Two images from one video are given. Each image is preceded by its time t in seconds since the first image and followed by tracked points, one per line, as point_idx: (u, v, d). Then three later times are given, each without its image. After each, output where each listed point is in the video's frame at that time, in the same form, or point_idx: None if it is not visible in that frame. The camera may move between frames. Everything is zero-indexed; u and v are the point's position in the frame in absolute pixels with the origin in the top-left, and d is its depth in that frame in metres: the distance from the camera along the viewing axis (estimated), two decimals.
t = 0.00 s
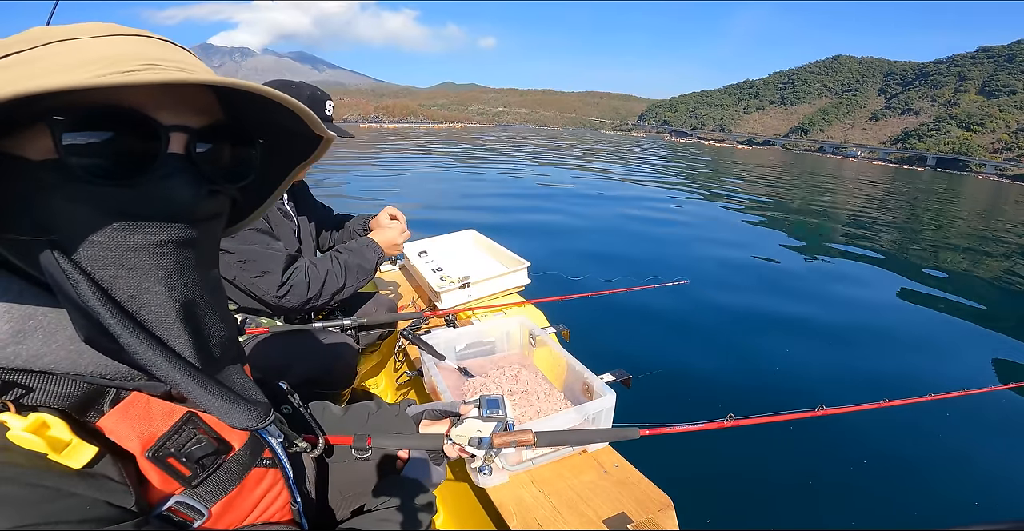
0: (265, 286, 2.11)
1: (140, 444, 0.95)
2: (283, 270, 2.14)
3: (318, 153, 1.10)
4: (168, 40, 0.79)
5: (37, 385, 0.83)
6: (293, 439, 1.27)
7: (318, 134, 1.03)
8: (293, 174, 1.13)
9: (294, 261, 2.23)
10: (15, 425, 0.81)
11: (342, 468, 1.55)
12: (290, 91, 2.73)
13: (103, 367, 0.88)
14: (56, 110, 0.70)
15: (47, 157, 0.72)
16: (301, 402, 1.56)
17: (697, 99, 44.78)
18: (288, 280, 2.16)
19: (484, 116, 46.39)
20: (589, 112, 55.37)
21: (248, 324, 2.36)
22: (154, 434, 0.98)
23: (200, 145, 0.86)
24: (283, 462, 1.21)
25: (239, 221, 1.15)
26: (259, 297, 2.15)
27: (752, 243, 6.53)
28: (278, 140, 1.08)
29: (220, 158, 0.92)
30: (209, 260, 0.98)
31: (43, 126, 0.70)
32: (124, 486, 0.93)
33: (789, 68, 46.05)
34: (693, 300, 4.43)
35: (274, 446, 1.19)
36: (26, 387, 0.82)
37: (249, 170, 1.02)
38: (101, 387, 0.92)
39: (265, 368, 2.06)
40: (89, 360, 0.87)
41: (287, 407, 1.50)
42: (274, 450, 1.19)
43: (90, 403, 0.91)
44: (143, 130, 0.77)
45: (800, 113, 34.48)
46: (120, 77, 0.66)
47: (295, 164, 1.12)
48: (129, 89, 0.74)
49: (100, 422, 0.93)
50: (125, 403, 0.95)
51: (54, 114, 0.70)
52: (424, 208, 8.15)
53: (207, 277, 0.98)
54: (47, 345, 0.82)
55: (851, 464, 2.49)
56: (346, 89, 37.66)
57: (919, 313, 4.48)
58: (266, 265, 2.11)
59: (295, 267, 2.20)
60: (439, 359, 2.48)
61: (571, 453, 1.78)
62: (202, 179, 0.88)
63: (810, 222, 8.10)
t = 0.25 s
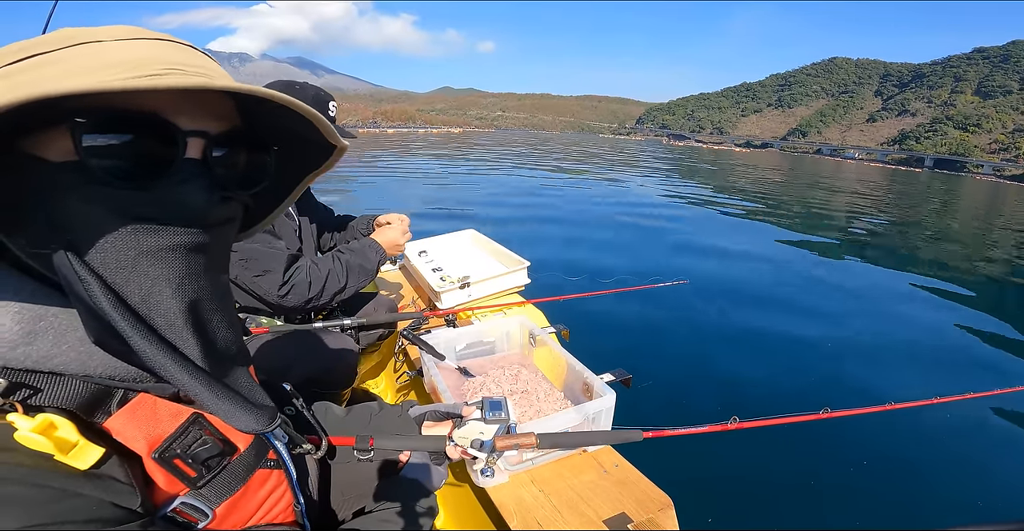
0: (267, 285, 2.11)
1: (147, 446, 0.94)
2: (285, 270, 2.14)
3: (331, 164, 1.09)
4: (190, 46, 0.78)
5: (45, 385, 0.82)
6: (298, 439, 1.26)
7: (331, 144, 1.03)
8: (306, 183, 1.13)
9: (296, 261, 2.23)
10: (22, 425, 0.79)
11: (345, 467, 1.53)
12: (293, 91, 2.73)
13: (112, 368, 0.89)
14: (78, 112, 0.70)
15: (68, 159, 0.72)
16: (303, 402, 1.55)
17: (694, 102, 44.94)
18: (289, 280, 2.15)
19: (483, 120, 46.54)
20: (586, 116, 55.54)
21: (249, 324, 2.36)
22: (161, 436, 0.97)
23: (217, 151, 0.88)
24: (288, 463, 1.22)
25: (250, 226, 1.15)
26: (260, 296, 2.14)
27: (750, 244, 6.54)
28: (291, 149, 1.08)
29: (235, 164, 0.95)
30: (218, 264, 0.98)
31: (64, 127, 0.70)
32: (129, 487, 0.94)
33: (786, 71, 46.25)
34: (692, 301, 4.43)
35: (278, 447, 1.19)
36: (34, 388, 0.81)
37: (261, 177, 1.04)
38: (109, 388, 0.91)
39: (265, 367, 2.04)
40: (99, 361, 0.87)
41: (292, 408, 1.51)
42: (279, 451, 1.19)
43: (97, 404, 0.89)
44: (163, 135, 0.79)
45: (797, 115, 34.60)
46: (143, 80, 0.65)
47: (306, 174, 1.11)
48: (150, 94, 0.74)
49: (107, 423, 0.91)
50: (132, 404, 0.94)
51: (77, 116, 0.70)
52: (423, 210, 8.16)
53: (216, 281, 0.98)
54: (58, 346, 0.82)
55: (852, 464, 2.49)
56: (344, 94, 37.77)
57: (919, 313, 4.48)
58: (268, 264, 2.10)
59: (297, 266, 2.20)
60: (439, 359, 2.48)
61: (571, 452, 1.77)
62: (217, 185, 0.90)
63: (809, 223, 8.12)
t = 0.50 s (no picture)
0: (267, 286, 2.10)
1: (148, 449, 0.94)
2: (285, 270, 2.14)
3: (337, 168, 1.09)
4: (200, 48, 0.78)
5: (44, 390, 0.83)
6: (299, 441, 1.25)
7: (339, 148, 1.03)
8: (313, 188, 1.12)
9: (296, 261, 2.23)
10: (22, 431, 0.81)
11: (345, 469, 1.54)
12: (294, 91, 2.73)
13: (115, 374, 0.88)
14: (84, 116, 0.70)
15: (73, 163, 0.72)
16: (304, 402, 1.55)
17: (691, 103, 45.05)
18: (289, 280, 2.15)
19: (480, 122, 46.61)
20: (584, 117, 55.64)
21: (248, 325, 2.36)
22: (162, 439, 0.96)
23: (224, 154, 0.87)
24: (289, 466, 1.21)
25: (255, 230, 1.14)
26: (260, 297, 2.13)
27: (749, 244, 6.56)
28: (299, 153, 1.07)
29: (243, 168, 0.93)
30: (223, 269, 0.97)
31: (70, 131, 0.70)
32: (130, 492, 0.93)
33: (783, 71, 46.42)
34: (691, 301, 4.45)
35: (279, 450, 1.19)
36: (33, 393, 0.82)
37: (268, 181, 1.02)
38: (109, 393, 0.91)
39: (266, 367, 2.03)
40: (101, 367, 0.86)
41: (292, 410, 1.50)
42: (279, 454, 1.19)
43: (98, 408, 0.90)
44: (168, 138, 0.78)
45: (794, 116, 34.70)
46: (151, 83, 0.66)
47: (313, 178, 1.10)
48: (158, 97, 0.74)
49: (107, 426, 0.92)
50: (133, 407, 0.94)
51: (83, 119, 0.70)
52: (422, 212, 8.16)
53: (220, 287, 0.97)
54: (59, 351, 0.82)
55: (848, 463, 2.50)
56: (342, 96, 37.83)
57: (917, 312, 4.50)
58: (268, 264, 2.10)
59: (297, 266, 2.19)
60: (439, 359, 2.47)
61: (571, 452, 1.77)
62: (222, 190, 0.89)
63: (807, 223, 8.14)
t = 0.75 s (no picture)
0: (265, 288, 2.10)
1: (141, 451, 0.93)
2: (284, 272, 2.13)
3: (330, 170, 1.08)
4: (192, 46, 0.78)
5: (35, 393, 0.83)
6: (295, 443, 1.27)
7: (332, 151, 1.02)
8: (307, 190, 1.12)
9: (294, 263, 2.22)
10: (11, 434, 0.80)
11: (345, 469, 1.53)
12: (291, 92, 2.70)
13: (105, 377, 0.88)
14: (65, 121, 0.69)
15: (53, 168, 0.71)
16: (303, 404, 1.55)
17: (689, 100, 45.01)
18: (288, 283, 2.14)
19: (479, 119, 46.54)
20: (582, 114, 55.57)
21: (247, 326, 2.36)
22: (154, 442, 0.96)
23: (214, 156, 0.86)
24: (285, 467, 1.21)
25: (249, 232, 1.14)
26: (259, 300, 2.13)
27: (748, 242, 6.57)
28: (292, 156, 1.07)
29: (233, 169, 0.92)
30: (214, 274, 0.97)
31: (51, 137, 0.69)
32: (122, 495, 0.93)
33: (782, 67, 46.39)
34: (691, 300, 4.46)
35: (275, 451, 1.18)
36: (24, 396, 0.82)
37: (260, 184, 1.02)
38: (101, 395, 0.91)
39: (266, 368, 2.03)
40: (92, 370, 0.86)
41: (291, 411, 1.50)
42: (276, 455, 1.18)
43: (90, 410, 0.90)
44: (156, 143, 0.77)
45: (793, 112, 34.70)
46: (137, 85, 0.65)
47: (306, 180, 1.10)
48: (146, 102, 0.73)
49: (99, 428, 0.91)
50: (125, 410, 0.93)
51: (64, 125, 0.69)
52: (421, 210, 8.16)
53: (211, 292, 0.97)
54: (48, 355, 0.82)
55: (839, 460, 2.52)
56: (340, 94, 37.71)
57: (915, 310, 4.51)
58: (267, 266, 2.10)
59: (296, 269, 2.19)
60: (439, 359, 2.48)
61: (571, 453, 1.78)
62: (212, 196, 0.88)
63: (806, 220, 8.15)
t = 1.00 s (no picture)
0: (264, 289, 2.09)
1: (144, 447, 0.94)
2: (282, 273, 2.12)
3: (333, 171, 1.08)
4: (194, 46, 0.78)
5: (40, 389, 0.82)
6: (296, 441, 1.26)
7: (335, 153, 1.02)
8: (309, 190, 1.12)
9: (293, 264, 2.21)
10: (19, 429, 0.81)
11: (345, 468, 1.53)
12: (289, 92, 2.70)
13: (111, 372, 0.87)
14: (74, 124, 0.68)
15: (61, 170, 0.70)
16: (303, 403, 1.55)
17: (688, 98, 45.00)
18: (286, 283, 2.14)
19: (477, 117, 46.46)
20: (581, 112, 55.53)
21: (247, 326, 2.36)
22: (158, 437, 0.97)
23: (219, 158, 0.86)
24: (286, 464, 1.20)
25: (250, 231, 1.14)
26: (257, 300, 2.13)
27: (747, 241, 6.58)
28: (296, 156, 1.08)
29: (238, 170, 0.92)
30: (218, 273, 0.97)
31: (59, 138, 0.68)
32: (127, 489, 0.93)
33: (780, 65, 46.41)
34: (691, 299, 4.46)
35: (277, 448, 1.18)
36: (29, 391, 0.82)
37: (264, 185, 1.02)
38: (105, 391, 0.91)
39: (266, 367, 2.03)
40: (97, 366, 0.85)
41: (291, 408, 1.50)
42: (277, 452, 1.18)
43: (94, 406, 0.90)
44: (163, 145, 0.77)
45: (790, 110, 34.71)
46: (142, 88, 0.64)
47: (309, 181, 1.10)
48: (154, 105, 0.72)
49: (104, 424, 0.92)
50: (129, 405, 0.94)
51: (73, 128, 0.68)
52: (420, 210, 8.14)
53: (215, 291, 0.97)
54: (55, 351, 0.80)
55: (832, 458, 2.54)
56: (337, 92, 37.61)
57: (913, 308, 4.52)
58: (265, 268, 2.08)
59: (294, 269, 2.18)
60: (439, 359, 2.48)
61: (571, 453, 1.78)
62: (216, 196, 0.88)
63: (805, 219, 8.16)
